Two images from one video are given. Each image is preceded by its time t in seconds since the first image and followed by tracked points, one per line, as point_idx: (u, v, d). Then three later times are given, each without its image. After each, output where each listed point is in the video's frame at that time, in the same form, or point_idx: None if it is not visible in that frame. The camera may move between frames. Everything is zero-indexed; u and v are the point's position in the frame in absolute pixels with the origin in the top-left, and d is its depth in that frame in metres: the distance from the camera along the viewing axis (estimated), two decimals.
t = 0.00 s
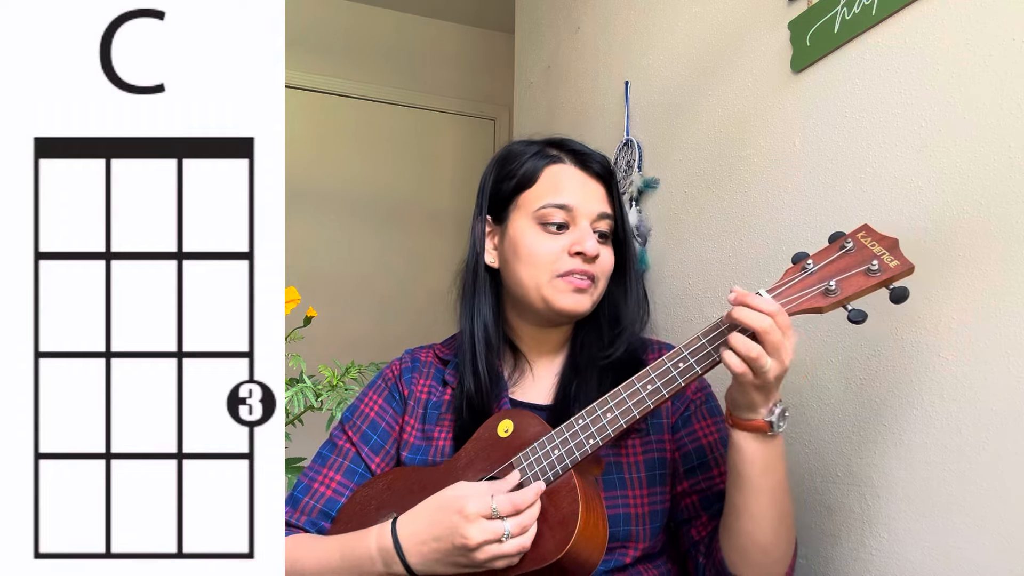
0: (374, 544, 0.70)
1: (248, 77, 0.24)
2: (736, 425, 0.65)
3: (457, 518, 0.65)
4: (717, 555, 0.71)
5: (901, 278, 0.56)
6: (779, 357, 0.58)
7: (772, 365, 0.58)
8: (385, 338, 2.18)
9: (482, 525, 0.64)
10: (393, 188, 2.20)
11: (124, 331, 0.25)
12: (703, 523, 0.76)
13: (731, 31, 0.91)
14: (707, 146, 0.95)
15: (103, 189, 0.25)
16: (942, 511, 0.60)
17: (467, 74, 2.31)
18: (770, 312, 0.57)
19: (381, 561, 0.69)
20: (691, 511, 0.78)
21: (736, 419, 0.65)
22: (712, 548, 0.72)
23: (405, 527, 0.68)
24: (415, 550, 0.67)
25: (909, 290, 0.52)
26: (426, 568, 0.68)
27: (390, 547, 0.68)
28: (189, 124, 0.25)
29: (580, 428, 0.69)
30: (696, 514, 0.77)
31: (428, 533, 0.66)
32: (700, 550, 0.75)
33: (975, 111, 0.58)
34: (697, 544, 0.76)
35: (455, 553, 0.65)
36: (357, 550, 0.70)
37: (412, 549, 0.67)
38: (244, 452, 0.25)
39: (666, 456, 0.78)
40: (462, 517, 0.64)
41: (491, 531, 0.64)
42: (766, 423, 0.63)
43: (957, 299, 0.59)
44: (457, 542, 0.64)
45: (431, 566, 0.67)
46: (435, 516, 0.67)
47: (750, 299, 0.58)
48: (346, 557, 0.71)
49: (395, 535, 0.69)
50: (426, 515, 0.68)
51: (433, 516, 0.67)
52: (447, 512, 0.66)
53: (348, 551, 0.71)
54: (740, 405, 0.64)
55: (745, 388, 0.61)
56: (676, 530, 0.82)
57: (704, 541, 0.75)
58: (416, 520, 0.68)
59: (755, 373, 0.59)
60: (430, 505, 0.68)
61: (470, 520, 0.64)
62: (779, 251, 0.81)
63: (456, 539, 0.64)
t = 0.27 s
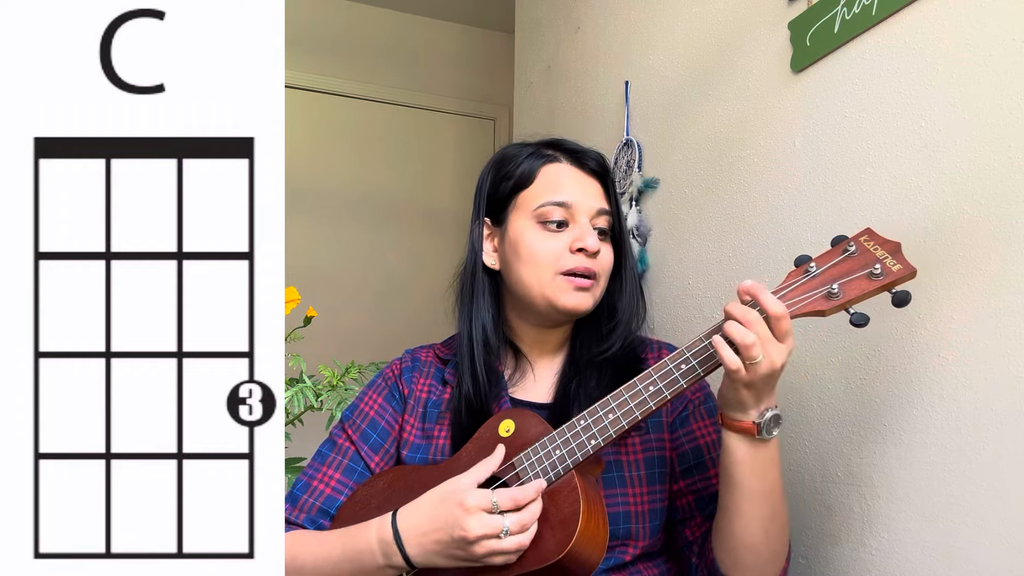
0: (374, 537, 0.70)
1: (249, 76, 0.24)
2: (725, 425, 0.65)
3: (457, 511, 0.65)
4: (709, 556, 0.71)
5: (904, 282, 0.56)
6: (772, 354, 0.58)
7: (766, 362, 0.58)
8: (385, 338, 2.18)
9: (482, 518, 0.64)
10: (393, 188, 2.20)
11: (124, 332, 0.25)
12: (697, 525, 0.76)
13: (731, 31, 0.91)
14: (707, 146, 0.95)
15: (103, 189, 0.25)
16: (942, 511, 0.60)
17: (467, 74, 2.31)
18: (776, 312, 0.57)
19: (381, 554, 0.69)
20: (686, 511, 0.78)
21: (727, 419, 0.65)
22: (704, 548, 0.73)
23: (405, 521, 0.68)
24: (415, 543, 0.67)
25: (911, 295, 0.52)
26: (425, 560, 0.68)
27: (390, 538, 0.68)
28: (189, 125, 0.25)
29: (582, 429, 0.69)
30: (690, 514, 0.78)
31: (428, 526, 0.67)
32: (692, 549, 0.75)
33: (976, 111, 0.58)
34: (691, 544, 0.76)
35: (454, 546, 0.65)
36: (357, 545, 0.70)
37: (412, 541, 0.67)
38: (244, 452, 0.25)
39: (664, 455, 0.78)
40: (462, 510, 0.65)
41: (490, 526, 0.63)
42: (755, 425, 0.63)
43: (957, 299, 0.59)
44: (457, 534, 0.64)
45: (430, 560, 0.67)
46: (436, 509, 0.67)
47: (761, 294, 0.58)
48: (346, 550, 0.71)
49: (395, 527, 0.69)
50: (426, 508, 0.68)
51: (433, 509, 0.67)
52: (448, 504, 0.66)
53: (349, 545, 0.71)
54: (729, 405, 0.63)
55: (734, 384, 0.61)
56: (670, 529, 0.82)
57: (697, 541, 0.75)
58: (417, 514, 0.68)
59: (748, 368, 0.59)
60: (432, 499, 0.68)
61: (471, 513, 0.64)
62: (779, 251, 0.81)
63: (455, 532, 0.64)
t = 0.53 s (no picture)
0: (374, 541, 0.69)
1: (249, 67, 0.23)
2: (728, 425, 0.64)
3: (458, 517, 0.64)
4: (708, 556, 0.70)
5: (904, 282, 0.55)
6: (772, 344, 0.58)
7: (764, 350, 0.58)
8: (385, 338, 2.17)
9: (483, 524, 0.64)
10: (392, 188, 2.19)
11: (120, 336, 0.24)
12: (696, 525, 0.76)
13: (731, 31, 0.90)
14: (707, 146, 0.95)
15: (98, 188, 0.24)
16: (943, 511, 0.60)
17: (466, 74, 2.30)
18: (778, 310, 0.57)
19: (380, 560, 0.68)
20: (685, 511, 0.78)
21: (729, 420, 0.64)
22: (704, 550, 0.72)
23: (405, 525, 0.68)
24: (415, 548, 0.67)
25: (911, 296, 0.52)
26: (425, 565, 0.67)
27: (389, 542, 0.68)
28: (189, 119, 0.24)
29: (582, 430, 0.68)
30: (689, 514, 0.77)
31: (428, 531, 0.66)
32: (692, 550, 0.75)
33: (977, 110, 0.57)
34: (690, 545, 0.76)
35: (455, 551, 0.65)
36: (357, 549, 0.70)
37: (411, 545, 0.67)
38: (243, 457, 0.24)
39: (664, 455, 0.78)
40: (462, 515, 0.64)
41: (490, 531, 0.63)
42: (758, 426, 0.62)
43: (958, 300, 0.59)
44: (457, 541, 0.64)
45: (431, 565, 0.67)
46: (437, 514, 0.66)
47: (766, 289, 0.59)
48: (345, 554, 0.70)
49: (394, 531, 0.68)
50: (426, 513, 0.67)
51: (434, 514, 0.66)
52: (448, 509, 0.66)
53: (349, 549, 0.71)
54: (730, 403, 0.63)
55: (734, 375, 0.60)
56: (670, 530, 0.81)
57: (697, 542, 0.75)
58: (417, 518, 0.68)
59: (748, 358, 0.58)
60: (432, 502, 0.68)
61: (471, 519, 0.64)
62: (779, 251, 0.80)
63: (456, 538, 0.64)
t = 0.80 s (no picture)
0: (372, 559, 0.69)
1: (248, 68, 0.23)
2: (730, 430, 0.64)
3: (456, 542, 0.64)
4: (707, 557, 0.71)
5: (903, 282, 0.55)
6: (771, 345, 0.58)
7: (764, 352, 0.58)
8: (385, 338, 2.17)
9: (482, 547, 0.64)
10: (392, 188, 2.19)
11: (119, 337, 0.24)
12: (696, 525, 0.76)
13: (731, 31, 0.90)
14: (707, 146, 0.95)
15: (97, 187, 0.24)
16: (943, 511, 0.60)
17: (466, 74, 2.30)
18: (779, 316, 0.57)
19: None
20: (685, 511, 0.78)
21: (730, 422, 0.64)
22: (704, 551, 0.72)
23: (403, 546, 0.68)
24: (414, 569, 0.67)
25: (911, 295, 0.52)
26: None
27: (388, 563, 0.68)
28: (190, 119, 0.24)
29: (580, 431, 0.68)
30: (689, 515, 0.77)
31: (427, 554, 0.66)
32: (692, 550, 0.75)
33: (976, 110, 0.57)
34: (689, 545, 0.76)
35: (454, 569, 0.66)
36: (356, 566, 0.70)
37: (410, 560, 0.67)
38: (242, 457, 0.24)
39: (663, 456, 0.78)
40: (461, 541, 0.64)
41: (490, 552, 0.64)
42: (758, 428, 0.62)
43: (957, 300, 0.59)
44: (457, 563, 0.64)
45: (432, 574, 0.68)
46: (436, 535, 0.66)
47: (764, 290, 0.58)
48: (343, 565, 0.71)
49: (392, 551, 0.68)
50: (424, 534, 0.67)
51: (432, 538, 0.66)
52: (445, 534, 0.65)
53: (347, 566, 0.71)
54: (731, 404, 0.63)
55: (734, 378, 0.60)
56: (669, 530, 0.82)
57: (696, 542, 0.75)
58: (414, 539, 0.67)
59: (748, 359, 0.58)
60: (431, 522, 0.67)
61: (471, 544, 0.64)
62: (779, 252, 0.80)
63: (456, 560, 0.64)
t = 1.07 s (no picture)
0: (371, 561, 0.69)
1: (248, 68, 0.23)
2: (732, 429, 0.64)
3: (456, 543, 0.64)
4: (709, 557, 0.70)
5: (900, 280, 0.56)
6: (772, 344, 0.59)
7: (765, 350, 0.58)
8: (385, 339, 2.17)
9: (482, 547, 0.64)
10: (392, 188, 2.19)
11: (120, 338, 0.24)
12: (697, 525, 0.76)
13: (731, 31, 0.90)
14: (707, 146, 0.95)
15: (97, 187, 0.24)
16: (943, 510, 0.60)
17: (466, 74, 2.30)
18: (771, 307, 0.58)
19: None
20: (685, 511, 0.78)
21: (731, 421, 0.64)
22: (706, 549, 0.72)
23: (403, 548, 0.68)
24: (413, 571, 0.67)
25: (907, 293, 0.52)
26: None
27: (387, 565, 0.68)
28: (190, 119, 0.24)
29: (578, 431, 0.68)
30: (689, 515, 0.77)
31: (427, 555, 0.66)
32: (692, 550, 0.75)
33: (977, 110, 0.57)
34: (690, 545, 0.76)
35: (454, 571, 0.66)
36: (355, 568, 0.70)
37: (409, 562, 0.67)
38: (242, 457, 0.24)
39: (662, 457, 0.78)
40: (461, 542, 0.64)
41: (489, 552, 0.64)
42: (761, 426, 0.62)
43: (957, 300, 0.59)
44: (457, 565, 0.64)
45: None
46: (435, 535, 0.66)
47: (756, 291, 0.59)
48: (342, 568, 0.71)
49: (391, 554, 0.68)
50: (423, 534, 0.67)
51: (431, 539, 0.66)
52: (445, 535, 0.65)
53: (346, 568, 0.70)
54: (732, 403, 0.63)
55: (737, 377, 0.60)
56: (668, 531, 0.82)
57: (697, 542, 0.75)
58: (413, 540, 0.67)
59: (749, 359, 0.58)
60: (430, 523, 0.67)
61: (470, 544, 0.64)
62: (779, 252, 0.80)
63: (456, 562, 0.64)
